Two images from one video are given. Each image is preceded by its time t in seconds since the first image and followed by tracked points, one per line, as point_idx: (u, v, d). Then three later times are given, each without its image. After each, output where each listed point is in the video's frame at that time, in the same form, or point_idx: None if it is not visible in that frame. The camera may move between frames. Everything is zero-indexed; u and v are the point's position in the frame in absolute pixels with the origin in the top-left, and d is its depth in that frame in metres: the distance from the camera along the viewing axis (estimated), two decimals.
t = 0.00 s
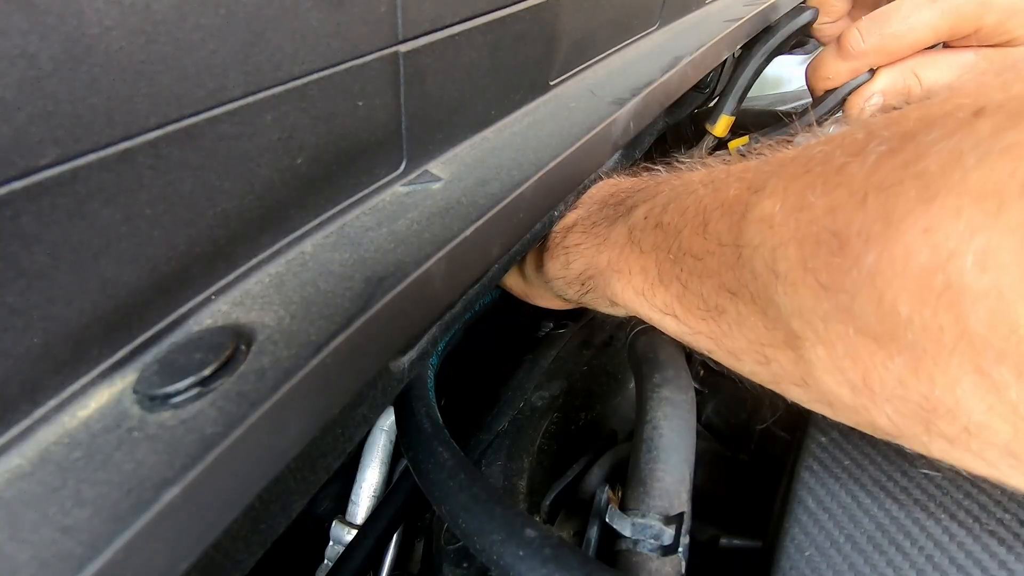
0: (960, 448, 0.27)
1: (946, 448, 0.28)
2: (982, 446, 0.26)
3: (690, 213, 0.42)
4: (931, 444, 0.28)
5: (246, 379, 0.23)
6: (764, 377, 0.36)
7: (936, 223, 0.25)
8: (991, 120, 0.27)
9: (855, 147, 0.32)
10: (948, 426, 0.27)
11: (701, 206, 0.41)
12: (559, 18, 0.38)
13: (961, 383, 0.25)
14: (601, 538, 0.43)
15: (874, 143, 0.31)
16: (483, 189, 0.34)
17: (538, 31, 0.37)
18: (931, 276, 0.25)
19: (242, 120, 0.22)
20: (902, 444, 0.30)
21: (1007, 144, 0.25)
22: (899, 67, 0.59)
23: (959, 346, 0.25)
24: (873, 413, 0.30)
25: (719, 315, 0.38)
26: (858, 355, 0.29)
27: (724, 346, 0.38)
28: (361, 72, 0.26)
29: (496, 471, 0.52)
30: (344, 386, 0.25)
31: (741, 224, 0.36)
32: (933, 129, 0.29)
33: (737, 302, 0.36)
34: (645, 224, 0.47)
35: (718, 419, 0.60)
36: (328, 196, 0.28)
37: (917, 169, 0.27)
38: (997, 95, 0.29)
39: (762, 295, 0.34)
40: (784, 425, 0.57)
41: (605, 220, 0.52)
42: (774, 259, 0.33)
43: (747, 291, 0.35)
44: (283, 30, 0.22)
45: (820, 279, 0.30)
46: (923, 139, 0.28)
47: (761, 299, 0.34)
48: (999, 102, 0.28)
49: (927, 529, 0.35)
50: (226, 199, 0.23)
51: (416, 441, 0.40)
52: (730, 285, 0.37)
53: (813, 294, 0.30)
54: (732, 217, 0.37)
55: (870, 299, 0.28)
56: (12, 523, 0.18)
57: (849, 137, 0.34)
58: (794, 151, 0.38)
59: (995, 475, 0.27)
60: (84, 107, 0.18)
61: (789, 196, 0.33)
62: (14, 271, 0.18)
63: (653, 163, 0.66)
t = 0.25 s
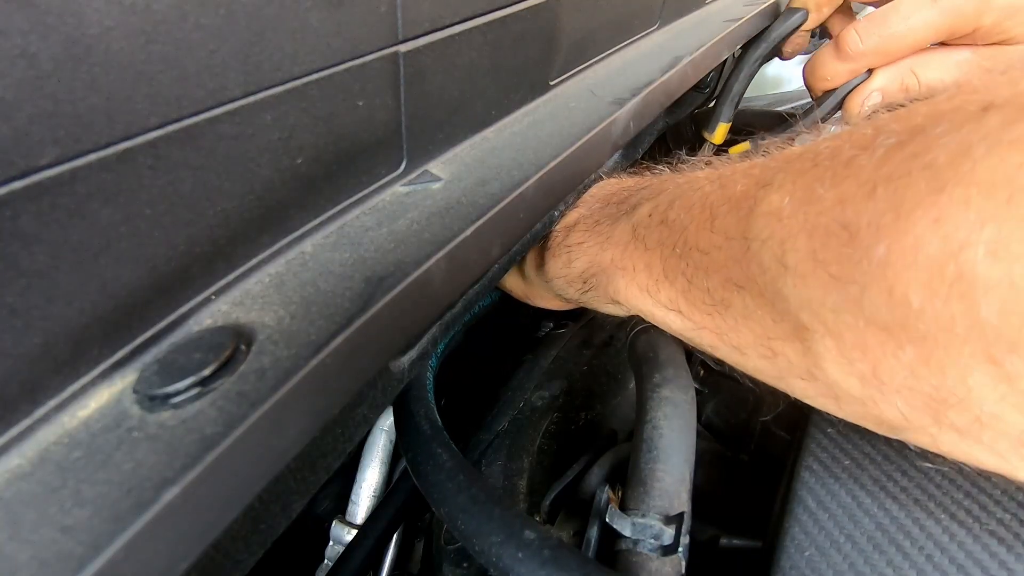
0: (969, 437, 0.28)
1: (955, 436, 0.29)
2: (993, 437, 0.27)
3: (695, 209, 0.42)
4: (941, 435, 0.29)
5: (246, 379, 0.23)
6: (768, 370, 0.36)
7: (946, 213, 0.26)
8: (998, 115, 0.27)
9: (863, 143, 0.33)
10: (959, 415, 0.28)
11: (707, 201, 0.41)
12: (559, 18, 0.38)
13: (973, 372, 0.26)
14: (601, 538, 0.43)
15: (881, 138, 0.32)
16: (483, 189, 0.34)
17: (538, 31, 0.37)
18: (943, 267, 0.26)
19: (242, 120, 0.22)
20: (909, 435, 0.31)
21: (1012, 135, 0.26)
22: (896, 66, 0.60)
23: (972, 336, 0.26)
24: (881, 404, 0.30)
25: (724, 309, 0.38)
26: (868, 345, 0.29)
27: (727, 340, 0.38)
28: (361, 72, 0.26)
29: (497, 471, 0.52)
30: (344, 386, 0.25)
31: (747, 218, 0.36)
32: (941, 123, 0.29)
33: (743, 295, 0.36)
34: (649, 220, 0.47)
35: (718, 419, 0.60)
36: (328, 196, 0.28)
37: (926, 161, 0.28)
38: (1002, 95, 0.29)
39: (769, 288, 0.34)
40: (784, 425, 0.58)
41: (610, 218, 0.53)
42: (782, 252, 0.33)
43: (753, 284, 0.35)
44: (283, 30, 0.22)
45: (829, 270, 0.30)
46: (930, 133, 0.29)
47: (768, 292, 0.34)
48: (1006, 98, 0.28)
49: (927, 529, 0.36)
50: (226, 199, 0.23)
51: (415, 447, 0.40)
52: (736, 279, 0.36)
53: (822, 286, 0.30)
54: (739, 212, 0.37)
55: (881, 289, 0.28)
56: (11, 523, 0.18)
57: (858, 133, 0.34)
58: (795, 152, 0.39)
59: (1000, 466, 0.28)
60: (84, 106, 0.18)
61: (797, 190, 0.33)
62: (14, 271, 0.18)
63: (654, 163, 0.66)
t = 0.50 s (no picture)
0: (969, 435, 0.28)
1: (955, 434, 0.28)
2: (993, 434, 0.27)
3: (695, 208, 0.42)
4: (940, 432, 0.29)
5: (246, 379, 0.23)
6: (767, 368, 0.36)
7: (947, 209, 0.26)
8: (998, 113, 0.27)
9: (863, 141, 0.33)
10: (958, 413, 0.27)
11: (707, 200, 0.42)
12: (559, 18, 0.38)
13: (973, 370, 0.26)
14: (601, 537, 0.43)
15: (882, 136, 0.32)
16: (483, 189, 0.34)
17: (538, 31, 0.37)
18: (942, 262, 0.26)
19: (242, 120, 0.22)
20: (908, 433, 0.31)
21: (1013, 132, 0.26)
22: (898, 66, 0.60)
23: (971, 333, 0.26)
24: (881, 402, 0.30)
25: (723, 307, 0.38)
26: (867, 344, 0.29)
27: (727, 339, 0.38)
28: (361, 72, 0.26)
29: (496, 471, 0.52)
30: (344, 386, 0.25)
31: (748, 217, 0.36)
32: (942, 120, 0.30)
33: (743, 294, 0.36)
34: (649, 219, 0.48)
35: (718, 419, 0.60)
36: (328, 196, 0.28)
37: (928, 158, 0.28)
38: (1005, 91, 0.30)
39: (768, 285, 0.34)
40: (784, 424, 0.57)
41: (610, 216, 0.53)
42: (782, 248, 0.33)
43: (752, 281, 0.35)
44: (283, 29, 0.22)
45: (829, 266, 0.30)
46: (932, 131, 0.29)
47: (767, 290, 0.34)
48: (1006, 94, 0.29)
49: (927, 528, 0.36)
50: (226, 199, 0.23)
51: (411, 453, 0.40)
52: (736, 277, 0.36)
53: (822, 282, 0.30)
54: (739, 210, 0.37)
55: (881, 286, 0.28)
56: (12, 523, 0.18)
57: (858, 130, 0.35)
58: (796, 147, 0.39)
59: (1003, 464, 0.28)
60: (84, 106, 0.18)
61: (798, 186, 0.34)
62: (14, 271, 0.18)
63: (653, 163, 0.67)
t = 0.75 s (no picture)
0: (965, 381, 0.27)
1: (953, 381, 0.27)
2: (991, 379, 0.26)
3: (693, 183, 0.43)
4: (938, 381, 0.28)
5: (246, 379, 0.23)
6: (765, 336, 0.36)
7: (934, 145, 0.26)
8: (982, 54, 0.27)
9: (856, 97, 0.33)
10: (952, 357, 0.27)
11: (705, 174, 0.42)
12: (559, 18, 0.38)
13: (962, 310, 0.25)
14: (601, 537, 0.43)
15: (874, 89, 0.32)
16: (483, 189, 0.34)
17: (538, 31, 0.37)
18: (929, 197, 0.25)
19: (242, 120, 0.22)
20: (908, 388, 0.30)
21: (1004, 63, 0.25)
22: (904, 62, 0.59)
23: (958, 269, 0.25)
24: (878, 355, 0.30)
25: (720, 277, 0.38)
26: (858, 294, 0.29)
27: (725, 313, 0.39)
28: (361, 72, 0.26)
29: (497, 471, 0.52)
30: (344, 386, 0.25)
31: (743, 181, 0.37)
32: (933, 65, 0.29)
33: (739, 259, 0.36)
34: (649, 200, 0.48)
35: (718, 419, 0.60)
36: (328, 196, 0.28)
37: (916, 97, 0.28)
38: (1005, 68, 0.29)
39: (763, 246, 0.34)
40: (783, 425, 0.58)
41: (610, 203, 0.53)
42: (776, 208, 0.33)
43: (747, 244, 0.36)
44: (283, 29, 0.22)
45: (821, 218, 0.30)
46: (922, 77, 0.29)
47: (761, 251, 0.34)
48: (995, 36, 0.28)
49: (928, 526, 0.36)
50: (226, 199, 0.23)
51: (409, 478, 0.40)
52: (732, 243, 0.37)
53: (813, 235, 0.30)
54: (734, 178, 0.38)
55: (870, 232, 0.28)
56: (12, 523, 0.18)
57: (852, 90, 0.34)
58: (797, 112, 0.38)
59: (1006, 412, 0.27)
60: (84, 106, 0.18)
61: (791, 145, 0.34)
62: (14, 271, 0.18)
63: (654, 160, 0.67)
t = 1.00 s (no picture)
0: (981, 294, 0.29)
1: (969, 299, 0.29)
2: (1006, 289, 0.28)
3: (701, 147, 0.45)
4: (953, 300, 0.30)
5: (247, 379, 0.23)
6: (776, 283, 0.38)
7: (937, 70, 0.27)
8: None
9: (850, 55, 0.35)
10: (969, 274, 0.28)
11: (712, 137, 0.44)
12: (559, 19, 0.38)
13: (978, 218, 0.27)
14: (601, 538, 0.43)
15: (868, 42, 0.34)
16: (483, 189, 0.34)
17: (538, 31, 0.37)
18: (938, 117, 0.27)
19: (242, 120, 0.22)
20: (923, 316, 0.32)
21: None
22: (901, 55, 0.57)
23: (971, 181, 0.26)
24: (893, 282, 0.32)
25: (730, 234, 0.41)
26: (872, 224, 0.31)
27: (736, 265, 0.41)
28: (361, 72, 0.26)
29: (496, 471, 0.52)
30: (344, 386, 0.25)
31: (749, 138, 0.39)
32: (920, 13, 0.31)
33: (748, 211, 0.39)
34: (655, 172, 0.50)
35: (718, 419, 0.60)
36: (328, 196, 0.28)
37: (911, 35, 0.30)
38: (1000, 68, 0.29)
39: (772, 195, 0.36)
40: (782, 425, 0.58)
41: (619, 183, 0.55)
42: (784, 153, 0.35)
43: (757, 195, 0.38)
44: (283, 30, 0.22)
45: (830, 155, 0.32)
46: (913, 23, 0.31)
47: (771, 199, 0.36)
48: None
49: (927, 526, 0.36)
50: (226, 199, 0.23)
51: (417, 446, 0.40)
52: (741, 196, 0.39)
53: (823, 174, 0.32)
54: (741, 135, 0.40)
55: (880, 158, 0.30)
56: (12, 523, 0.18)
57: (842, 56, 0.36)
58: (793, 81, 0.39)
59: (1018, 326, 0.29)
60: (84, 106, 0.18)
61: (795, 100, 0.36)
62: (14, 271, 0.18)
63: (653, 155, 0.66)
